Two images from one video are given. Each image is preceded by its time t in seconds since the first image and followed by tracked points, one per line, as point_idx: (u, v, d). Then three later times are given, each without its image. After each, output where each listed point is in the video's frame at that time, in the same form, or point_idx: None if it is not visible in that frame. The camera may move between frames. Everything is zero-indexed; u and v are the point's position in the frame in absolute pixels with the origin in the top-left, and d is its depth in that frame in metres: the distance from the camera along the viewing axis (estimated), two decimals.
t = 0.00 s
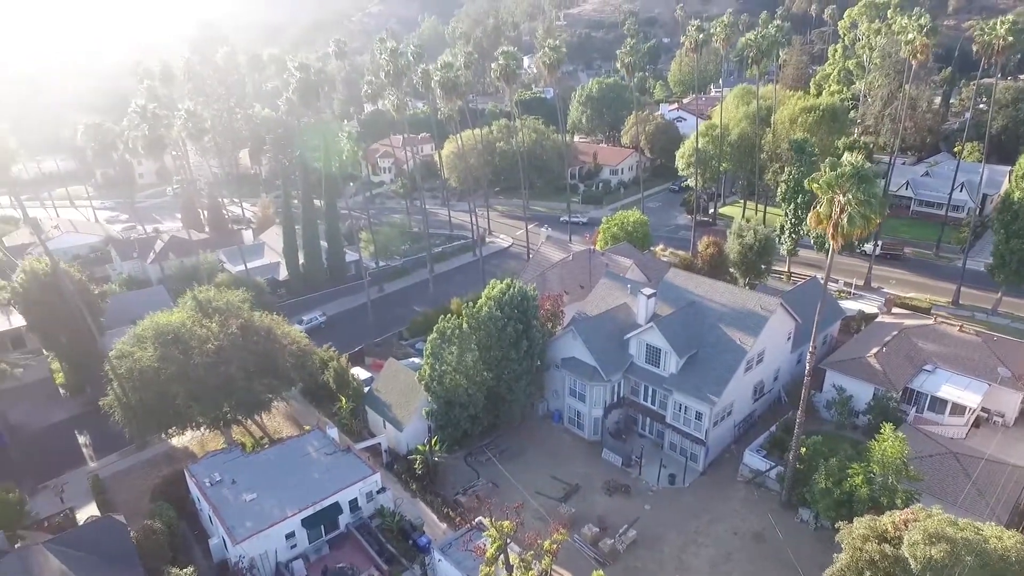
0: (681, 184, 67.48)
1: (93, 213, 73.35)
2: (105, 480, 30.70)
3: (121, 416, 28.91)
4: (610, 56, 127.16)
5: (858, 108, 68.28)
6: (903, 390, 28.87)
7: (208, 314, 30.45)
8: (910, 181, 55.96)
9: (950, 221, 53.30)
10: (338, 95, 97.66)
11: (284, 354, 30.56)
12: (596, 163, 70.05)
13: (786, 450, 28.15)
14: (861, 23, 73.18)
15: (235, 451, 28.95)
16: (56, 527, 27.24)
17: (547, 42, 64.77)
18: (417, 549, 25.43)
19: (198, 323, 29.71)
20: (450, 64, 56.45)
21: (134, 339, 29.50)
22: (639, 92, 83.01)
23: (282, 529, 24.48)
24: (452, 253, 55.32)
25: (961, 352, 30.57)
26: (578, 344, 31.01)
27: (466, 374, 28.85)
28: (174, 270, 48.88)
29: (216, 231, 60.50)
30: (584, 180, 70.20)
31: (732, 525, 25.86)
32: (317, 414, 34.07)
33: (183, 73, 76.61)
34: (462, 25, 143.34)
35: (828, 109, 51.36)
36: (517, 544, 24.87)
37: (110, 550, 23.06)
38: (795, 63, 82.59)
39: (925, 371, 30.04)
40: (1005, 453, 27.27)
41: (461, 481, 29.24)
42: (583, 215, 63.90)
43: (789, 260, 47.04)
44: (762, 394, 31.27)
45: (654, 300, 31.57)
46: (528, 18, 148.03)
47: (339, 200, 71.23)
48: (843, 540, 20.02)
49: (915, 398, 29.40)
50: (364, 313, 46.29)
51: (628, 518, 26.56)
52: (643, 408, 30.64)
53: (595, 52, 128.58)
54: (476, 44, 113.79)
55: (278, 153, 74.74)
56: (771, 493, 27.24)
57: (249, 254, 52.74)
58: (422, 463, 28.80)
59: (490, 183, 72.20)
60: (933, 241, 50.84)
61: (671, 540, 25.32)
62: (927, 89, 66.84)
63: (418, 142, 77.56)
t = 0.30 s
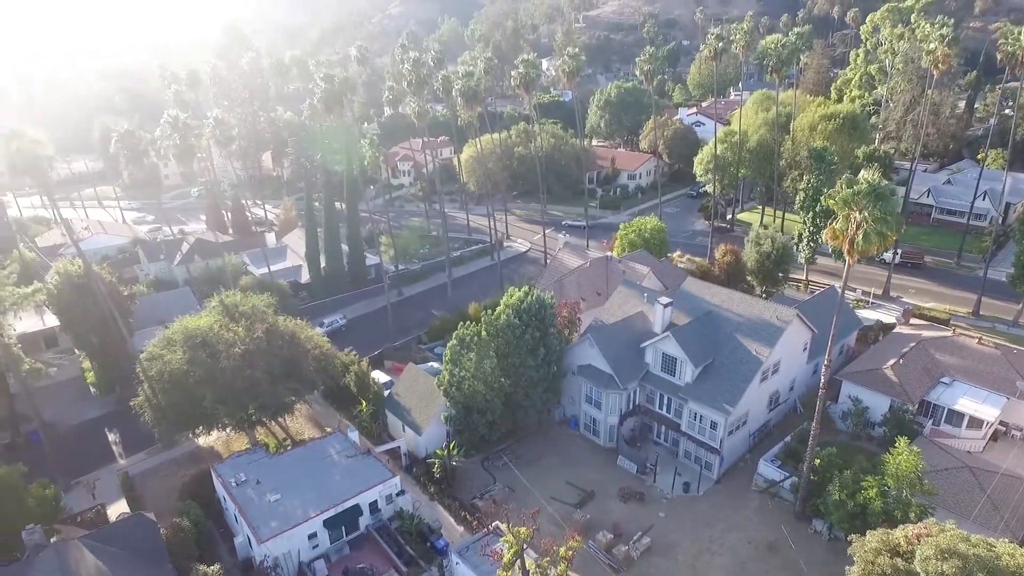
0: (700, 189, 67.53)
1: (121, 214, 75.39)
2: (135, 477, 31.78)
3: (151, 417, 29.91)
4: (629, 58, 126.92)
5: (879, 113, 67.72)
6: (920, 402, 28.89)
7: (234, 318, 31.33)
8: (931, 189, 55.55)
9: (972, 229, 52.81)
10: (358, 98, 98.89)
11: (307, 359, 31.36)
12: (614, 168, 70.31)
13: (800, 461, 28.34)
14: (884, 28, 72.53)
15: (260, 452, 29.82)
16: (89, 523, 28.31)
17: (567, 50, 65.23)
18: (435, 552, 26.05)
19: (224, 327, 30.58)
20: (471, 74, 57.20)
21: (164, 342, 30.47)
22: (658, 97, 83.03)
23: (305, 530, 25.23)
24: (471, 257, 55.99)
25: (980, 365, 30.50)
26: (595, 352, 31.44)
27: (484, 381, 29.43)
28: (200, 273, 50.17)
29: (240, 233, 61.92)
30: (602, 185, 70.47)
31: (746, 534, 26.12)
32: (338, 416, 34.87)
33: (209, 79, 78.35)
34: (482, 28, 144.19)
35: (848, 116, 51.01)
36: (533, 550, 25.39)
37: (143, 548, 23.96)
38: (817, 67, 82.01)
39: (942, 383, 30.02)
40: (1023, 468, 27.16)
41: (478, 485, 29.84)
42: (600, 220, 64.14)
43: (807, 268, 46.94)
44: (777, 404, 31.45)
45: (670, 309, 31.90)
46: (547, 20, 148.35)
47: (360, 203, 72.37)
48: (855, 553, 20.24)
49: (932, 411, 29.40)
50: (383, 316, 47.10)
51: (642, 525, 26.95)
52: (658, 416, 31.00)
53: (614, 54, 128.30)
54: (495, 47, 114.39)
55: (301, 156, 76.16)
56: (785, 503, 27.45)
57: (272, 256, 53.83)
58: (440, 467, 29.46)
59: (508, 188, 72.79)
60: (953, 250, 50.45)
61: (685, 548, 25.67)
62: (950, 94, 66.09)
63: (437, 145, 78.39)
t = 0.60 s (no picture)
0: (721, 196, 67.38)
1: (151, 216, 77.40)
2: (165, 476, 32.84)
3: (181, 418, 30.86)
4: (651, 61, 126.43)
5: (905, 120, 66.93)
6: (941, 418, 28.74)
7: (262, 323, 32.25)
8: (957, 199, 54.86)
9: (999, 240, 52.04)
10: (380, 101, 100.02)
11: (331, 364, 32.18)
12: (635, 173, 70.37)
13: (818, 475, 28.41)
14: (910, 34, 71.64)
15: (285, 454, 30.66)
16: (122, 520, 29.36)
17: (589, 58, 65.60)
18: (455, 557, 26.63)
19: (252, 333, 31.48)
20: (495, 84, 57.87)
21: (194, 346, 31.46)
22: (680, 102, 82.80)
23: (329, 533, 25.96)
24: (492, 262, 56.60)
25: (1003, 382, 30.23)
26: (613, 362, 31.76)
27: (504, 389, 29.94)
28: (227, 276, 51.49)
29: (266, 237, 63.34)
30: (622, 190, 70.50)
31: (763, 547, 26.29)
32: (360, 420, 35.62)
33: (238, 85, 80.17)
34: (504, 31, 144.81)
35: (873, 125, 50.42)
36: (550, 558, 25.84)
37: (175, 546, 25.02)
38: (842, 71, 81.08)
39: (964, 400, 29.85)
40: None
41: (497, 492, 30.35)
42: (620, 225, 64.29)
43: (829, 278, 46.73)
44: (796, 417, 31.53)
45: (689, 320, 32.10)
46: (569, 22, 148.37)
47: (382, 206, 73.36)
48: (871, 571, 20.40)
49: (953, 427, 29.25)
50: (405, 320, 47.90)
51: (659, 536, 27.25)
52: (676, 426, 31.27)
53: (636, 57, 127.72)
54: (517, 51, 114.87)
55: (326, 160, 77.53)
56: (803, 517, 27.54)
57: (297, 259, 55.01)
58: (460, 473, 30.06)
59: (529, 193, 73.21)
60: (979, 261, 49.79)
61: (701, 560, 25.94)
62: (979, 101, 64.98)
63: (459, 149, 79.12)
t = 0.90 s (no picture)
0: (744, 203, 66.99)
1: (181, 217, 79.29)
2: (193, 476, 33.82)
3: (210, 422, 31.77)
4: (675, 64, 125.68)
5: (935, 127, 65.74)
6: (966, 438, 28.38)
7: (289, 330, 33.03)
8: (987, 209, 53.84)
9: None
10: (404, 104, 101.09)
11: (355, 371, 32.83)
12: (657, 180, 70.18)
13: (839, 492, 28.25)
14: (941, 39, 70.35)
15: (310, 459, 31.37)
16: (153, 519, 30.33)
17: (612, 66, 65.64)
18: (474, 565, 27.07)
19: (279, 339, 32.26)
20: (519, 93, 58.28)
21: (222, 351, 32.30)
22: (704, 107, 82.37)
23: (351, 538, 26.53)
24: (513, 268, 57.06)
25: None
26: (633, 374, 31.94)
27: (525, 399, 30.33)
28: (254, 279, 52.61)
29: (292, 241, 64.61)
30: (644, 197, 70.43)
31: (781, 564, 26.29)
32: (383, 425, 36.29)
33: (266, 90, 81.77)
34: (527, 34, 145.31)
35: (901, 135, 49.54)
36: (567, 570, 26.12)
37: (204, 547, 25.76)
38: (870, 77, 79.93)
39: (990, 419, 29.42)
40: None
41: (516, 501, 30.74)
42: (642, 232, 64.22)
43: (853, 290, 46.38)
44: (817, 432, 31.39)
45: (710, 333, 32.11)
46: (592, 25, 148.08)
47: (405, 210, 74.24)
48: None
49: (979, 446, 28.86)
50: (427, 326, 48.49)
51: (676, 549, 27.38)
52: (695, 439, 31.30)
53: (660, 60, 127.12)
54: (540, 54, 115.07)
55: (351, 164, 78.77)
56: (822, 535, 27.45)
57: (322, 263, 56.05)
58: (480, 481, 30.52)
59: (551, 198, 73.46)
60: (1009, 274, 48.82)
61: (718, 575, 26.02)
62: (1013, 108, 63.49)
63: (481, 154, 79.70)
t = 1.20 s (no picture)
0: (774, 211, 66.22)
1: (216, 218, 81.27)
2: (225, 476, 34.81)
3: (241, 424, 32.68)
4: (705, 67, 124.31)
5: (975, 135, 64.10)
6: (1000, 462, 27.71)
7: (318, 336, 33.82)
8: None
9: None
10: (433, 108, 102.03)
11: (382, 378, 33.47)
12: (686, 187, 69.54)
13: (866, 513, 27.89)
14: (984, 44, 68.40)
15: (337, 463, 32.04)
16: (186, 518, 31.33)
17: (642, 75, 65.32)
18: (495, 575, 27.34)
19: (309, 345, 33.05)
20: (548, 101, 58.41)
21: (254, 356, 33.20)
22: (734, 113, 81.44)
23: (375, 544, 27.02)
24: (539, 275, 57.33)
25: None
26: (657, 387, 31.93)
27: (549, 411, 30.55)
28: (284, 282, 53.74)
29: (322, 243, 65.80)
30: (672, 204, 69.94)
31: None
32: (408, 431, 36.87)
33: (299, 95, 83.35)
34: (555, 37, 145.46)
35: (939, 144, 48.38)
36: None
37: (234, 548, 26.54)
38: (908, 82, 78.18)
39: None
40: None
41: (538, 511, 30.96)
42: (669, 239, 63.76)
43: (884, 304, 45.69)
44: (845, 450, 30.99)
45: (736, 348, 31.93)
46: (622, 27, 147.24)
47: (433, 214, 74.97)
48: None
49: (1014, 471, 28.13)
50: (453, 331, 49.04)
51: (698, 566, 27.33)
52: (720, 454, 31.15)
53: (691, 63, 125.80)
54: (569, 57, 114.88)
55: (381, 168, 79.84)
56: (848, 556, 27.12)
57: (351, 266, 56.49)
58: (503, 491, 30.82)
59: (578, 204, 73.39)
60: None
61: None
62: None
63: (509, 158, 80.01)
